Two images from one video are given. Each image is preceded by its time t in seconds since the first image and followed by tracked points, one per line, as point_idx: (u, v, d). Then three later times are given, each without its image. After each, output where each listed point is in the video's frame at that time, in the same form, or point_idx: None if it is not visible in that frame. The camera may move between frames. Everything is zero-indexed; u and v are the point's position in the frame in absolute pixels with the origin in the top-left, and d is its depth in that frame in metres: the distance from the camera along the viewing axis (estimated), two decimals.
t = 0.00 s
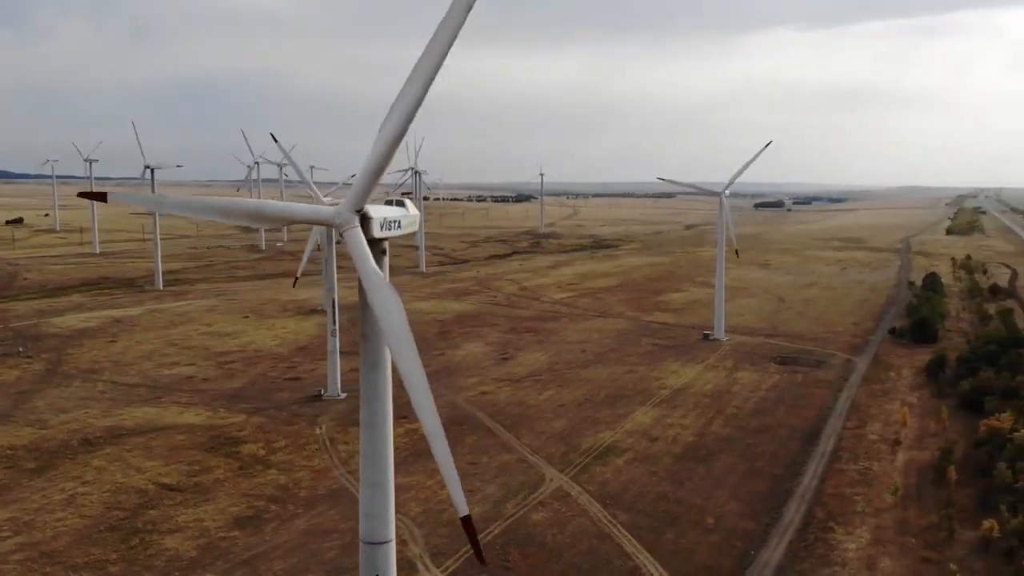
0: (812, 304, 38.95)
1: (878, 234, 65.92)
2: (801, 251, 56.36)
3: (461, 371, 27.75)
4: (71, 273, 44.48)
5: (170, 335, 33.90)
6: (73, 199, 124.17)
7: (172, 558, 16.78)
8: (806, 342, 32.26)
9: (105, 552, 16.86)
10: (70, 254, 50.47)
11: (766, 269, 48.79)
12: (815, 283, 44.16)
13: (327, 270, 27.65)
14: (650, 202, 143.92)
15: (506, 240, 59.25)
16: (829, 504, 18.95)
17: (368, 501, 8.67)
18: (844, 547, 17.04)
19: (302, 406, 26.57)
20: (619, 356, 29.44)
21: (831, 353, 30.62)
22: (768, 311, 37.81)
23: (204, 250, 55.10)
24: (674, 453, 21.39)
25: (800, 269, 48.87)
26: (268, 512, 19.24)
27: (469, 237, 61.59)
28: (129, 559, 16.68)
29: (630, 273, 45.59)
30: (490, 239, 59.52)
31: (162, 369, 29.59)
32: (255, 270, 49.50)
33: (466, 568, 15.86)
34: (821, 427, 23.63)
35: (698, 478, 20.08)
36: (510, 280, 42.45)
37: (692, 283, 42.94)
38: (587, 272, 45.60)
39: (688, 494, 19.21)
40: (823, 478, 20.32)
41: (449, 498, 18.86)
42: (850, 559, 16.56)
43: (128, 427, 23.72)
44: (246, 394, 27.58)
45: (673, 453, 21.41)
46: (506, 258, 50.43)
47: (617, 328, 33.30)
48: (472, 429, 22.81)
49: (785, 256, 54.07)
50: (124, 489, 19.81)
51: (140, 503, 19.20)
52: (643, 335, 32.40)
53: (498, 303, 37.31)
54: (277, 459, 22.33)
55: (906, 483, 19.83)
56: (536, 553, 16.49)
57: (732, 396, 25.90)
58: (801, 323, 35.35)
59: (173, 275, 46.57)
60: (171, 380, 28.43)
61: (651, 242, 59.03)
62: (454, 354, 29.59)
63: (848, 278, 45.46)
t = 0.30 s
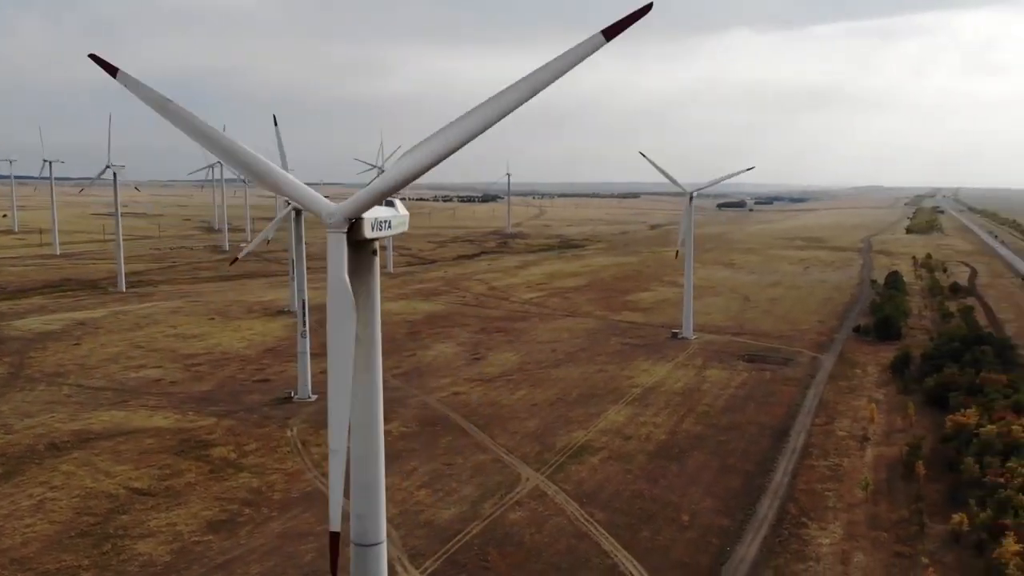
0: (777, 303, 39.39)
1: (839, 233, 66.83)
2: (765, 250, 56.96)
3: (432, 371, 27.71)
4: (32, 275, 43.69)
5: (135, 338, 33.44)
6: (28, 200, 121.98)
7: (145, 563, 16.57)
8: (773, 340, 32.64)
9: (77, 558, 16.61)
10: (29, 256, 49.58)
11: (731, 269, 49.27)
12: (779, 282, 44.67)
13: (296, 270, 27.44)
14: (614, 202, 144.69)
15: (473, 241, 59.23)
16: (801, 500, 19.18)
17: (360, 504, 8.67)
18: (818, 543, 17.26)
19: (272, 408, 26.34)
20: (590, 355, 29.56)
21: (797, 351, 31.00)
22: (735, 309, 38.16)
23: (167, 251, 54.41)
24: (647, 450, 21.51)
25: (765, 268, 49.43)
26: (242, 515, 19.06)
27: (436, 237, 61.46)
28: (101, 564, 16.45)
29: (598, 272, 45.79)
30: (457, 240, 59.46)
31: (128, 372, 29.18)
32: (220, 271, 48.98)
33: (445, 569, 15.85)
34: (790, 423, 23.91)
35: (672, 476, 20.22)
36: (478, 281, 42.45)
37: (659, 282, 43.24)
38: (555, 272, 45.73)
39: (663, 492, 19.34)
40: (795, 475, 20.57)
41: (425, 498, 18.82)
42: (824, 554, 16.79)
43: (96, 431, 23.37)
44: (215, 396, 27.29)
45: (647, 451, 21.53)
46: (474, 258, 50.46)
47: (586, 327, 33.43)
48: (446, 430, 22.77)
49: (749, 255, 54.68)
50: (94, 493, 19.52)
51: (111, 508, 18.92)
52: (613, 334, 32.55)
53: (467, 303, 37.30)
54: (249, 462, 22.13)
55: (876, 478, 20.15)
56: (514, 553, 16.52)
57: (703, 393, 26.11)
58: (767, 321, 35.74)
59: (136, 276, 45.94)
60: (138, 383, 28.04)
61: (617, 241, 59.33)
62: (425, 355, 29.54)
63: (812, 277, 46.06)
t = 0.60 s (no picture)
0: (746, 301, 39.77)
1: (804, 232, 67.57)
2: (732, 249, 57.43)
3: (406, 372, 27.65)
4: None
5: (102, 340, 33.01)
6: None
7: (121, 569, 16.37)
8: (743, 338, 32.95)
9: (51, 564, 16.36)
10: None
11: (699, 268, 49.65)
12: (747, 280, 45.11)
13: (268, 271, 27.22)
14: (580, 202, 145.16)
15: (442, 240, 59.16)
16: (776, 496, 19.38)
17: (353, 505, 8.60)
18: (794, 538, 17.46)
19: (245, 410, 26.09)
20: (563, 355, 29.65)
21: (767, 349, 31.32)
22: (705, 308, 38.44)
23: (131, 252, 53.74)
24: (623, 449, 21.61)
25: (732, 267, 49.90)
26: (218, 519, 18.88)
27: (404, 237, 61.28)
28: (76, 570, 16.21)
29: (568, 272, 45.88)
30: (426, 240, 59.35)
31: (96, 375, 28.79)
32: (186, 272, 48.42)
33: (426, 570, 15.81)
34: (763, 420, 24.15)
35: (649, 473, 20.33)
36: (449, 281, 42.41)
37: (629, 281, 43.47)
38: (525, 271, 45.80)
39: (641, 490, 19.45)
40: (769, 471, 20.78)
41: (403, 499, 18.77)
42: (801, 549, 16.98)
43: (65, 436, 23.02)
44: (185, 398, 26.97)
45: (624, 449, 21.63)
46: (444, 258, 50.41)
47: (558, 327, 33.53)
48: (422, 430, 22.73)
49: (716, 254, 55.15)
50: (66, 498, 19.23)
51: (83, 513, 18.66)
52: (585, 333, 32.67)
53: (438, 304, 37.24)
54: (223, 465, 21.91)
55: (849, 474, 20.42)
56: (495, 552, 16.53)
57: (676, 391, 26.29)
58: (737, 319, 36.08)
59: (101, 278, 45.32)
60: (107, 386, 27.64)
61: (586, 241, 59.53)
62: (398, 355, 29.46)
63: (778, 276, 46.56)
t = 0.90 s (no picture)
0: (719, 300, 40.04)
1: (774, 232, 68.16)
2: (703, 249, 57.82)
3: (384, 373, 27.55)
4: None
5: (73, 343, 32.56)
6: None
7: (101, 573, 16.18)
8: (718, 336, 33.16)
9: (29, 570, 16.14)
10: None
11: (672, 267, 49.94)
12: (719, 279, 45.42)
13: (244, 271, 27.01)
14: (550, 202, 145.37)
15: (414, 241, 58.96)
16: (757, 493, 19.53)
17: (352, 506, 8.61)
18: (776, 534, 17.61)
19: (221, 413, 25.85)
20: (540, 355, 29.71)
21: (742, 347, 31.55)
22: (679, 307, 38.65)
23: (99, 253, 53.00)
24: (604, 447, 21.70)
25: (704, 266, 50.27)
26: (198, 522, 18.72)
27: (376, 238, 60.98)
28: None
29: (542, 272, 45.94)
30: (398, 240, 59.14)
31: (68, 378, 28.40)
32: (157, 273, 47.90)
33: (411, 570, 15.77)
34: (741, 418, 24.33)
35: (630, 472, 20.41)
36: (423, 281, 42.33)
37: (603, 281, 43.61)
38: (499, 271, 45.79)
39: (623, 488, 19.51)
40: (748, 468, 20.94)
41: (386, 500, 18.72)
42: (783, 545, 17.14)
43: (38, 439, 22.69)
44: (160, 401, 26.67)
45: (604, 448, 21.70)
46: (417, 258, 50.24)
47: (534, 326, 33.56)
48: (402, 432, 22.65)
49: (688, 254, 55.49)
50: (42, 503, 18.97)
51: (60, 517, 18.42)
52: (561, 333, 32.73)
53: (413, 304, 37.14)
54: (201, 468, 21.71)
55: (827, 470, 20.64)
56: (480, 552, 16.55)
57: (654, 389, 26.35)
58: (711, 318, 36.32)
59: (69, 280, 44.68)
60: (80, 389, 27.28)
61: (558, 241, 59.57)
62: (375, 356, 29.34)
63: (750, 275, 46.95)
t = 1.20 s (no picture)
0: (695, 299, 40.26)
1: (745, 232, 68.68)
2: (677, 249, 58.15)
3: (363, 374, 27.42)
4: None
5: (46, 345, 32.10)
6: None
7: None
8: (695, 334, 33.32)
9: None
10: None
11: (647, 266, 50.13)
12: (694, 279, 45.66)
13: (222, 272, 26.79)
14: (522, 202, 145.37)
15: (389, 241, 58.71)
16: (738, 490, 19.65)
17: (352, 508, 8.60)
18: (759, 531, 17.74)
19: (199, 415, 25.60)
20: (520, 354, 29.72)
21: (719, 345, 31.73)
22: (655, 306, 38.81)
23: (68, 254, 52.29)
24: (586, 446, 21.76)
25: (678, 265, 50.53)
26: (180, 525, 18.55)
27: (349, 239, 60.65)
28: None
29: (517, 272, 45.93)
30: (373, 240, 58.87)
31: (42, 380, 28.01)
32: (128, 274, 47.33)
33: (397, 571, 15.71)
34: (720, 415, 24.48)
35: (613, 470, 20.48)
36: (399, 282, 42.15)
37: (580, 280, 43.69)
38: (475, 272, 45.73)
39: (606, 487, 19.57)
40: (729, 465, 21.07)
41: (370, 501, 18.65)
42: (766, 542, 17.26)
43: (14, 443, 22.36)
44: (136, 403, 26.38)
45: (587, 447, 21.77)
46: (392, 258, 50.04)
47: (513, 326, 33.56)
48: (384, 433, 22.56)
49: (662, 253, 55.72)
50: (20, 507, 18.72)
51: (39, 521, 18.19)
52: (540, 333, 32.76)
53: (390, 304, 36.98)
54: (181, 470, 21.50)
55: (807, 467, 20.84)
56: (466, 552, 16.54)
57: (634, 387, 26.44)
58: (688, 317, 36.51)
59: (39, 281, 44.06)
60: (54, 392, 26.91)
61: (533, 241, 59.60)
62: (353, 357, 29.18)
63: (724, 274, 47.24)
